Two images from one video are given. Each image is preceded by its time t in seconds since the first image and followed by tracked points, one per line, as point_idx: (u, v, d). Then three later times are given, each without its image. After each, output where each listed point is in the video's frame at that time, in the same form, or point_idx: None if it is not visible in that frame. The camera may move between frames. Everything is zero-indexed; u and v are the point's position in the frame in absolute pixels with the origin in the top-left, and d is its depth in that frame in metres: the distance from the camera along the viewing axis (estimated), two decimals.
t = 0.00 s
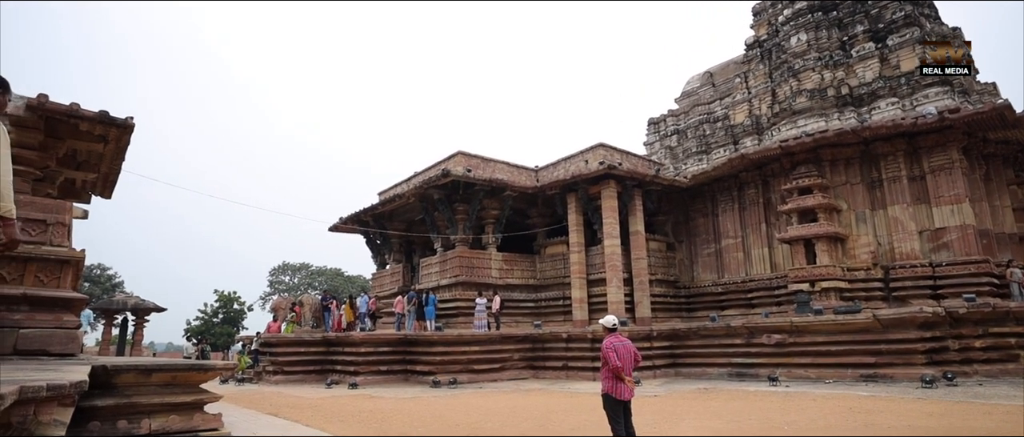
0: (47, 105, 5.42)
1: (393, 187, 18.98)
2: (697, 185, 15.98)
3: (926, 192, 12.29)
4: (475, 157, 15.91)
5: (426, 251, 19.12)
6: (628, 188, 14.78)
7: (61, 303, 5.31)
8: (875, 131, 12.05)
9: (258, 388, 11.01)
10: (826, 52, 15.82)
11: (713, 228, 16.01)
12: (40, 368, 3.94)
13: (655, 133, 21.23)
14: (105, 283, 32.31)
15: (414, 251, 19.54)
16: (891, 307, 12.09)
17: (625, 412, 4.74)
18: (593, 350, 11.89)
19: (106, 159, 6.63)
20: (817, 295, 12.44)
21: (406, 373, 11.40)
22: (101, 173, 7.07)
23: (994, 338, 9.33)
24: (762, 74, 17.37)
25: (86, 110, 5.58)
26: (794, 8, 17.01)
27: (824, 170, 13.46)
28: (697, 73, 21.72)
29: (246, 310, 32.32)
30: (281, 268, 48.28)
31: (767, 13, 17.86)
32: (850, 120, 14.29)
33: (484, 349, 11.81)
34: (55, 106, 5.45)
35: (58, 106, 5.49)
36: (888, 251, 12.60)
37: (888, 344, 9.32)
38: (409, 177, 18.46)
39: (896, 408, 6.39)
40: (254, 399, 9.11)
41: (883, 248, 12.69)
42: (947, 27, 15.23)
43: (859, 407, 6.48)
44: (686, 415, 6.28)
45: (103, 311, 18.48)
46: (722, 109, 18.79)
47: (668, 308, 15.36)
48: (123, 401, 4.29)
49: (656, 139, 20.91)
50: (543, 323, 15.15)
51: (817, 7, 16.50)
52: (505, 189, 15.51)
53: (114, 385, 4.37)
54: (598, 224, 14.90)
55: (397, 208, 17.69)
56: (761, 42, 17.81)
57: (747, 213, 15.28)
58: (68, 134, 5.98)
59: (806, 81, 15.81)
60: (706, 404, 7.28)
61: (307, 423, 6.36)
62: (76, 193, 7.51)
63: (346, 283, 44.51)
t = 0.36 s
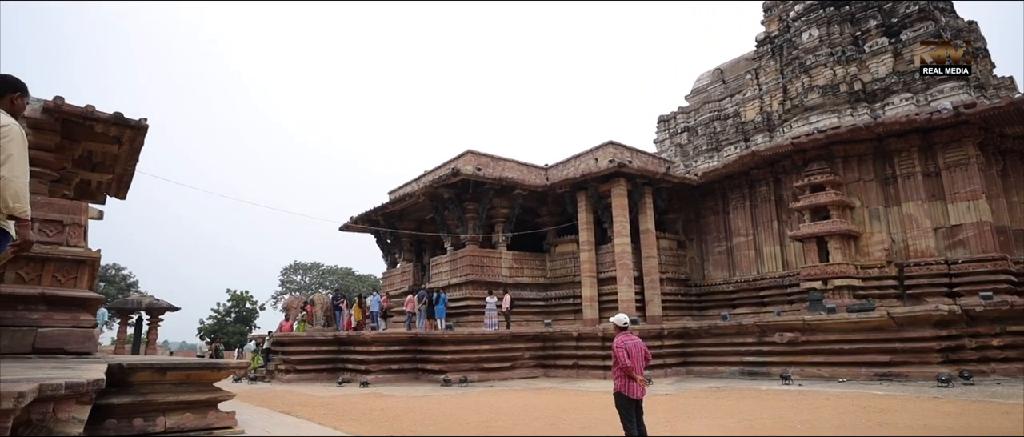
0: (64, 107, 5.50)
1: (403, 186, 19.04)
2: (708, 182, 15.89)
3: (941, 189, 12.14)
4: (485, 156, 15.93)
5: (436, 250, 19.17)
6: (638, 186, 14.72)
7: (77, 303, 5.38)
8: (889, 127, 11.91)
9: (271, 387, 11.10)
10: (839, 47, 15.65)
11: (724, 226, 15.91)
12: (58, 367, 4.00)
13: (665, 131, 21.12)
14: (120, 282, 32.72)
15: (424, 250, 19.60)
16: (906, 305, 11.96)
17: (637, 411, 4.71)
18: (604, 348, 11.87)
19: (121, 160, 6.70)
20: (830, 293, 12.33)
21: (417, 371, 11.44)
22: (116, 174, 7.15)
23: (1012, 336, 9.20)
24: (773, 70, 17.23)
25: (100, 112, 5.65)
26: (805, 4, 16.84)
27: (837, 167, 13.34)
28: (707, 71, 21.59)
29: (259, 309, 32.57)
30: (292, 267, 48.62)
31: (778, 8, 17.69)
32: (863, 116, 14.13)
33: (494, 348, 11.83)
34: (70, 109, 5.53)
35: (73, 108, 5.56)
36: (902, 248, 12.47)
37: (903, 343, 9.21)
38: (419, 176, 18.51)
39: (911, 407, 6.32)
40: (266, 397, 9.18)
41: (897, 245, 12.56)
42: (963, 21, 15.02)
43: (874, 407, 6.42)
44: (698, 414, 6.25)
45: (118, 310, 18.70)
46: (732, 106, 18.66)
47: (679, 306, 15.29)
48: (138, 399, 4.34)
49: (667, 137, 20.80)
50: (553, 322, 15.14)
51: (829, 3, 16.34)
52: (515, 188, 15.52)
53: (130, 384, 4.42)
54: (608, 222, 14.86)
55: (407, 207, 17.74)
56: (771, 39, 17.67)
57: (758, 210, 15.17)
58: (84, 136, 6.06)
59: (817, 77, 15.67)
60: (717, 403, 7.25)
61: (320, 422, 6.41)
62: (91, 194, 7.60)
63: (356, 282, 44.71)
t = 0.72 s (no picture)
0: (79, 110, 5.57)
1: (413, 185, 19.09)
2: (719, 180, 15.79)
3: (957, 185, 11.98)
4: (495, 155, 15.94)
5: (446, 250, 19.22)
6: (648, 185, 14.66)
7: (94, 302, 5.45)
8: (904, 123, 11.76)
9: (284, 386, 11.19)
10: (851, 42, 15.47)
11: (736, 224, 15.80)
12: (75, 366, 4.06)
13: (675, 128, 21.00)
14: (136, 282, 33.15)
15: (435, 249, 19.65)
16: (922, 303, 11.80)
17: (650, 410, 4.70)
18: (615, 347, 11.84)
19: (135, 162, 6.78)
20: (843, 292, 12.21)
21: (429, 370, 11.47)
22: (130, 175, 7.23)
23: None
24: (785, 67, 17.09)
25: (115, 114, 5.71)
26: None
27: (850, 164, 13.20)
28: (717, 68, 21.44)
29: (271, 308, 32.82)
30: (304, 267, 48.96)
31: (789, 4, 17.51)
32: (877, 112, 13.96)
33: (505, 347, 11.84)
34: (86, 111, 5.60)
35: (89, 110, 5.63)
36: (917, 246, 12.32)
37: (919, 342, 9.09)
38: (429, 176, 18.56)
39: (928, 407, 6.23)
40: (280, 395, 9.25)
41: (912, 242, 12.41)
42: (979, 14, 14.80)
43: (890, 407, 6.34)
44: (711, 413, 6.22)
45: (133, 309, 18.92)
46: (743, 103, 18.53)
47: (690, 304, 15.21)
48: (155, 397, 4.39)
49: (677, 135, 20.69)
50: (564, 320, 15.11)
51: None
52: (525, 187, 15.52)
53: (146, 382, 4.46)
54: (618, 220, 14.82)
55: (417, 206, 17.79)
56: (783, 34, 17.51)
57: (770, 208, 15.05)
58: (99, 137, 6.13)
59: (830, 73, 15.53)
60: (730, 402, 7.20)
61: (332, 420, 6.46)
62: (107, 195, 7.70)
63: (367, 281, 44.90)
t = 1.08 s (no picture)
0: (93, 112, 5.64)
1: (423, 185, 19.15)
2: (730, 178, 15.69)
3: (973, 182, 11.83)
4: (505, 155, 15.95)
5: (456, 249, 19.26)
6: (659, 183, 14.60)
7: (110, 302, 5.52)
8: (918, 119, 11.62)
9: (296, 385, 11.27)
10: (864, 39, 15.31)
11: (747, 222, 15.70)
12: (92, 365, 4.10)
13: (685, 127, 20.89)
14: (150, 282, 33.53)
15: (445, 249, 19.70)
16: (937, 302, 11.65)
17: (661, 409, 4.67)
18: (626, 346, 11.81)
19: (149, 163, 6.86)
20: (857, 290, 12.09)
21: (439, 369, 11.50)
22: (144, 177, 7.32)
23: None
24: (796, 63, 16.98)
25: (128, 116, 5.77)
26: None
27: (863, 161, 13.07)
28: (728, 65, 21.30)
29: (283, 308, 33.05)
30: (315, 267, 49.27)
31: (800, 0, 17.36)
32: (890, 109, 13.78)
33: (516, 346, 11.84)
34: (100, 113, 5.66)
35: (103, 112, 5.69)
36: (931, 244, 12.17)
37: (934, 341, 8.99)
38: (439, 175, 18.60)
39: (944, 407, 6.16)
40: (292, 394, 9.32)
41: (927, 240, 12.27)
42: (995, 9, 14.59)
43: (904, 406, 6.27)
44: (724, 413, 6.18)
45: (147, 309, 19.14)
46: (754, 101, 18.40)
47: (701, 303, 15.13)
48: (169, 396, 4.43)
49: (687, 133, 20.58)
50: (574, 320, 15.09)
51: None
52: (534, 186, 15.51)
53: (161, 381, 4.50)
54: (628, 219, 14.78)
55: (427, 206, 17.83)
56: (794, 31, 17.38)
57: (782, 206, 14.94)
58: (114, 139, 6.21)
59: (842, 69, 15.39)
60: (742, 401, 7.17)
61: (344, 419, 6.50)
62: (121, 196, 7.80)
63: (378, 281, 45.09)
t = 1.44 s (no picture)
0: (110, 116, 5.72)
1: (434, 185, 19.21)
2: (742, 177, 15.58)
3: (992, 179, 11.64)
4: (516, 154, 15.96)
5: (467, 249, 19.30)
6: (670, 182, 14.53)
7: (126, 303, 5.59)
8: (935, 115, 11.46)
9: (309, 384, 11.35)
10: (878, 34, 15.12)
11: (760, 221, 15.59)
12: (110, 364, 4.16)
13: (696, 125, 20.77)
14: (165, 283, 33.95)
15: (456, 249, 19.75)
16: (955, 301, 11.48)
17: (675, 409, 4.64)
18: (638, 346, 11.76)
19: (164, 165, 6.95)
20: (872, 289, 11.96)
21: (451, 369, 11.52)
22: (159, 179, 7.41)
23: None
24: (809, 60, 16.89)
25: (144, 119, 5.85)
26: None
27: (878, 159, 12.92)
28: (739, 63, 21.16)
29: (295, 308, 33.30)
30: (327, 267, 49.62)
31: None
32: (906, 105, 13.52)
33: (527, 346, 11.84)
34: (116, 116, 5.74)
35: (119, 116, 5.77)
36: (949, 242, 12.00)
37: (952, 341, 8.86)
38: (450, 175, 18.64)
39: (963, 407, 6.07)
40: (305, 394, 9.38)
41: (944, 239, 12.10)
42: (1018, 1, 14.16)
43: (922, 407, 6.18)
44: (738, 413, 6.14)
45: (163, 310, 19.37)
46: (766, 99, 18.26)
47: (714, 303, 15.03)
48: (185, 395, 4.48)
49: (698, 131, 20.46)
50: (586, 319, 15.05)
51: None
52: (545, 185, 15.51)
53: (176, 380, 4.55)
54: (640, 218, 14.72)
55: (438, 206, 17.88)
56: (807, 28, 17.23)
57: (795, 205, 14.81)
58: (129, 142, 6.30)
59: (856, 65, 15.21)
60: (756, 402, 7.12)
61: (357, 419, 6.54)
62: (137, 198, 7.91)
63: (390, 281, 45.32)
